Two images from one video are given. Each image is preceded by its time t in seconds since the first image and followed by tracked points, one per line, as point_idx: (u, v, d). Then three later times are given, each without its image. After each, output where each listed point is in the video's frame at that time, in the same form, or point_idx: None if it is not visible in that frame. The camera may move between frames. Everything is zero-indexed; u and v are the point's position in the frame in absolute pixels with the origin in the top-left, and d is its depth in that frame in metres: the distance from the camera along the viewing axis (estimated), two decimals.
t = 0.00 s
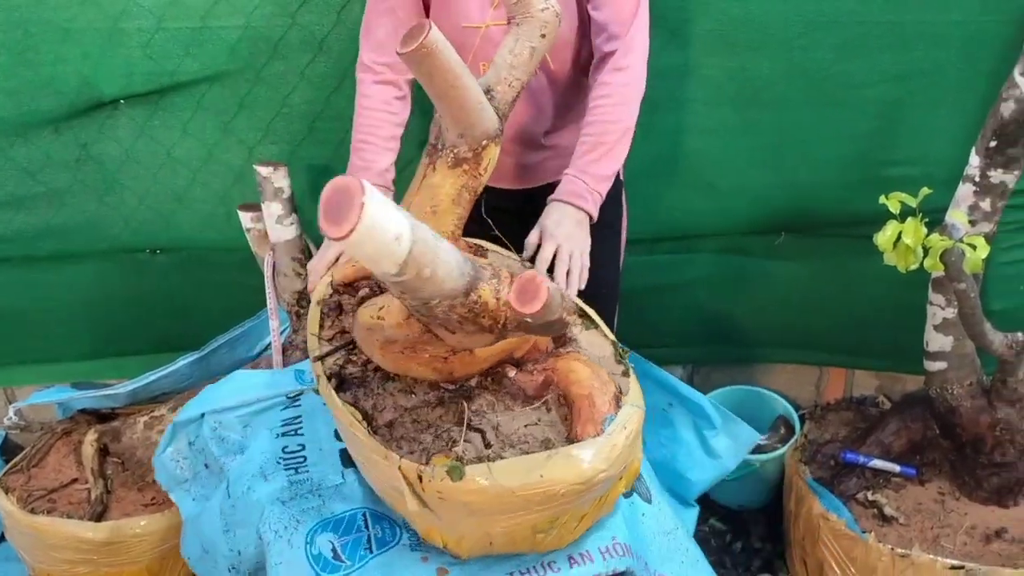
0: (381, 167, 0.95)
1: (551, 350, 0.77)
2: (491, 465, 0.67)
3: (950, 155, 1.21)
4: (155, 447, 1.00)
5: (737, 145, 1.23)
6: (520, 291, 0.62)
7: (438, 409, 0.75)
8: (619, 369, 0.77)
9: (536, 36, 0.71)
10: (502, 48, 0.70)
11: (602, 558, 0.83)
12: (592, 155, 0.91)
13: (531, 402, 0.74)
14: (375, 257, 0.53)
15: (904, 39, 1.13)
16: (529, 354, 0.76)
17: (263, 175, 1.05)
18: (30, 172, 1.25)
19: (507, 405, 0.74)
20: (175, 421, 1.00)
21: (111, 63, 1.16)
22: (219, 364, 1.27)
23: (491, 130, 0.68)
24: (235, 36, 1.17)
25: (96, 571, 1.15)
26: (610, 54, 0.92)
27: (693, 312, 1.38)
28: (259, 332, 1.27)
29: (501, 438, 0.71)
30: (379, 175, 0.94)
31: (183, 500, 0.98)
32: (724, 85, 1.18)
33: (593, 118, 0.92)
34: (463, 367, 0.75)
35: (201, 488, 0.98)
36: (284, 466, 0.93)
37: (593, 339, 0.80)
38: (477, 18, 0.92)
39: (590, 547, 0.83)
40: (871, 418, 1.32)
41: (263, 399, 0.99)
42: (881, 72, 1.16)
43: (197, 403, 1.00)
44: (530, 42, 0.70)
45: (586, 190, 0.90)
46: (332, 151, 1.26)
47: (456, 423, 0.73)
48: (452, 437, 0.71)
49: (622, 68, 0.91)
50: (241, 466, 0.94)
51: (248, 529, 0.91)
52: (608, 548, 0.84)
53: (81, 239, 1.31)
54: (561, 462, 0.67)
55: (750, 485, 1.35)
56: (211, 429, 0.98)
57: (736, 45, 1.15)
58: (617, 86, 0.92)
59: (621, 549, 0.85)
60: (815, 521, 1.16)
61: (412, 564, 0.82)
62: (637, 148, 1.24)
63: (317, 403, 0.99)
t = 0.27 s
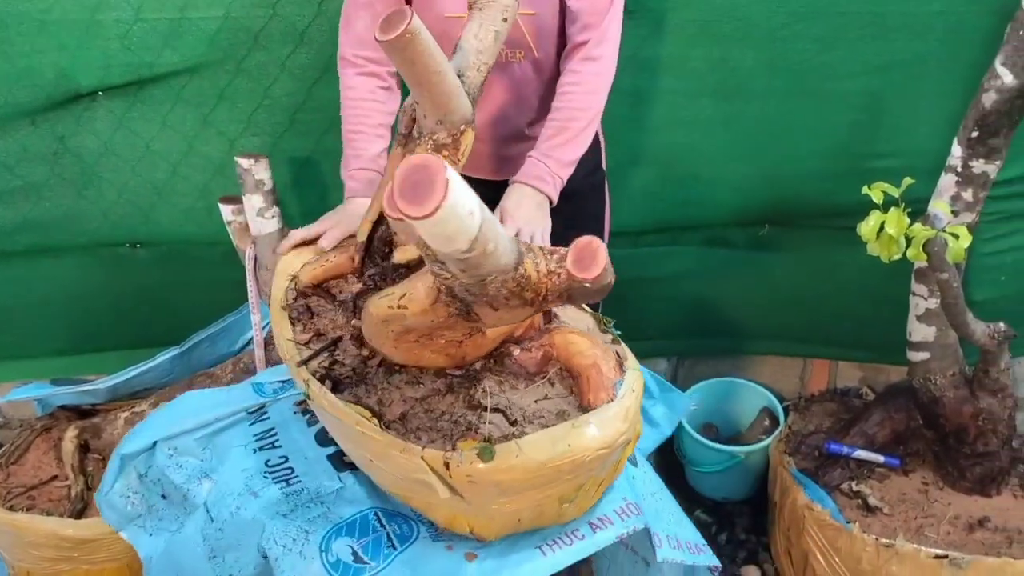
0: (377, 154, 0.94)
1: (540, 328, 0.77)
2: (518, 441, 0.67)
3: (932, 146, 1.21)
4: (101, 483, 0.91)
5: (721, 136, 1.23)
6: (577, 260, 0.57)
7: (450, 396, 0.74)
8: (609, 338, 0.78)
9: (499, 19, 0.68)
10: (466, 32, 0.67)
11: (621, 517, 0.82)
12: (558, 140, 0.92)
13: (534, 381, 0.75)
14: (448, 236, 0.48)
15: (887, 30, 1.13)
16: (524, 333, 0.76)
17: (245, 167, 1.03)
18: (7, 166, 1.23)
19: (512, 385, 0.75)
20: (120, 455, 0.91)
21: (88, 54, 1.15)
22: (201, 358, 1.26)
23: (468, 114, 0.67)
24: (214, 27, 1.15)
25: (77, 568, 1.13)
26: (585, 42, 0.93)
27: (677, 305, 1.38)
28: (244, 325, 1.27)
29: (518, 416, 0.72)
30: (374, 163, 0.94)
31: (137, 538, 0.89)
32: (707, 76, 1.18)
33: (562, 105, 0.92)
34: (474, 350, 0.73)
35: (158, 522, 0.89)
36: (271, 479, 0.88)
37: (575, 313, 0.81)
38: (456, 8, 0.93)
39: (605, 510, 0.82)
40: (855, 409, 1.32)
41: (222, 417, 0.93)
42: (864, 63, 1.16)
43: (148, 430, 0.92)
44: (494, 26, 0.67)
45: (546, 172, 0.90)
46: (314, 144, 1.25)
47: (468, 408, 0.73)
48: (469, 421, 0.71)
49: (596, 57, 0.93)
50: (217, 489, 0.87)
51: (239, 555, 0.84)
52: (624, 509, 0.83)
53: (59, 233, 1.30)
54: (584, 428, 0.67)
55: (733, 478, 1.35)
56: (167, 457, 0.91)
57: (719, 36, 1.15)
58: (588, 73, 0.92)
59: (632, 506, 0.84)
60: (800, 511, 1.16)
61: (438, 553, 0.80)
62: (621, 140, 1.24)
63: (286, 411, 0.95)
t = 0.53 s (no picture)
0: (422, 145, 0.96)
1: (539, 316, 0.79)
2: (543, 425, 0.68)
3: (929, 142, 1.21)
4: (78, 509, 0.87)
5: (718, 132, 1.23)
6: (616, 241, 0.56)
7: (464, 387, 0.75)
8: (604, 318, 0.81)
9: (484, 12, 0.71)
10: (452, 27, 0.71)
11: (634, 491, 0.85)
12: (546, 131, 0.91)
13: (542, 367, 0.76)
14: (506, 224, 0.50)
15: (884, 26, 1.13)
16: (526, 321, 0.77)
17: (240, 163, 1.04)
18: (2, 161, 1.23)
19: (521, 372, 0.76)
20: (97, 476, 0.87)
21: (84, 49, 1.14)
22: (197, 354, 1.26)
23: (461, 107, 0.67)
24: (211, 22, 1.15)
25: (72, 565, 1.13)
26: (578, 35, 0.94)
27: (674, 302, 1.38)
28: (241, 321, 1.26)
29: (533, 401, 0.73)
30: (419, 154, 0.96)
31: (122, 562, 0.86)
32: (704, 73, 1.18)
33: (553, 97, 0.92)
34: (488, 340, 0.74)
35: (144, 543, 0.87)
36: (276, 486, 0.84)
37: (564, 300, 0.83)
38: None
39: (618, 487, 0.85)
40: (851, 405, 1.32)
41: (206, 430, 0.90)
42: (862, 60, 1.16)
43: (124, 450, 0.88)
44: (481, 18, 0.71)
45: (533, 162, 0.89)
46: (310, 139, 1.25)
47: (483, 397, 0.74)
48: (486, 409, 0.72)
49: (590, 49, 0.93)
50: (210, 504, 0.84)
51: (249, 566, 0.81)
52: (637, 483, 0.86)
53: (54, 229, 1.29)
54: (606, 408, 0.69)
55: (730, 474, 1.35)
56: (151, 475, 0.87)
57: (716, 32, 1.15)
58: (579, 65, 0.93)
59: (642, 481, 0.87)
60: (797, 507, 1.16)
61: (462, 544, 0.78)
62: (618, 135, 1.23)
63: (276, 418, 0.92)
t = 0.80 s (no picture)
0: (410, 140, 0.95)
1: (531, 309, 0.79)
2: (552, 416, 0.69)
3: (921, 143, 1.21)
4: (52, 536, 0.83)
5: (710, 132, 1.22)
6: (635, 226, 0.55)
7: (469, 382, 0.74)
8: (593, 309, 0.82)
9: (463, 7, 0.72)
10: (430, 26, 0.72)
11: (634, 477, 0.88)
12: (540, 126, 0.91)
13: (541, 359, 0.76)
14: (542, 214, 0.49)
15: (876, 26, 1.13)
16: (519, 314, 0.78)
17: (229, 159, 1.03)
18: None
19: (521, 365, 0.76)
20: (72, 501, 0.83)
21: (71, 44, 1.13)
22: (183, 353, 1.24)
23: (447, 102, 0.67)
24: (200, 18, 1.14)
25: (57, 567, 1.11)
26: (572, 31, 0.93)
27: (666, 301, 1.37)
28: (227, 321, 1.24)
29: (538, 391, 0.73)
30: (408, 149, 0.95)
31: None
32: (697, 71, 1.17)
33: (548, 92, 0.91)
34: (490, 336, 0.73)
35: (123, 568, 0.82)
36: (273, 498, 0.81)
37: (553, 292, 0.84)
38: None
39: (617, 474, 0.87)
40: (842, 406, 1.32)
41: (185, 445, 0.86)
42: (854, 59, 1.16)
43: (99, 474, 0.84)
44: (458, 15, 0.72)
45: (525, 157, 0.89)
46: (299, 136, 1.24)
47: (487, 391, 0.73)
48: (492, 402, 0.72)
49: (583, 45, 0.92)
50: (199, 520, 0.80)
51: None
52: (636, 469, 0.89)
53: (41, 226, 1.28)
54: (611, 394, 0.71)
55: (721, 474, 1.35)
56: (127, 496, 0.83)
57: (708, 31, 1.15)
58: (573, 61, 0.92)
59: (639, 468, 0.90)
60: (788, 508, 1.16)
61: (474, 541, 0.78)
62: (610, 134, 1.23)
63: (261, 428, 0.89)
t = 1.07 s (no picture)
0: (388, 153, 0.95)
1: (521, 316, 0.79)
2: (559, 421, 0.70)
3: (909, 154, 1.22)
4: None
5: (700, 142, 1.22)
6: (649, 226, 0.55)
7: (471, 392, 0.74)
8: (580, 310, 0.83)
9: (442, 17, 0.71)
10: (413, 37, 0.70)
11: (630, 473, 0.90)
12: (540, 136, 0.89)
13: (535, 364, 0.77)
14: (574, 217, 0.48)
15: (864, 37, 1.14)
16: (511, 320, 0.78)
17: (217, 170, 1.02)
18: None
19: (518, 372, 0.76)
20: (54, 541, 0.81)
21: (57, 54, 1.12)
22: (172, 364, 1.23)
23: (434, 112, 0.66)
24: (187, 27, 1.13)
25: None
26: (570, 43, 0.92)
27: (656, 311, 1.37)
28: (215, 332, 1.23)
29: (540, 397, 0.74)
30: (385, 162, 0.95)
31: None
32: (685, 82, 1.18)
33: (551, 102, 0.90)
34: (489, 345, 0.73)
35: None
36: (273, 521, 0.80)
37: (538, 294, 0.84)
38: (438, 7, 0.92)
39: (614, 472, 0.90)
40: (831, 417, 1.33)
41: (169, 474, 0.85)
42: (842, 70, 1.16)
43: (82, 509, 0.82)
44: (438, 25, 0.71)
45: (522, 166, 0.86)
46: (288, 146, 1.23)
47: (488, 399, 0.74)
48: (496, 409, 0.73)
49: (582, 57, 0.90)
50: (192, 549, 0.79)
51: None
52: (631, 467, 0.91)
53: (27, 236, 1.27)
54: (612, 395, 0.73)
55: (712, 484, 1.35)
56: (114, 531, 0.81)
57: (697, 42, 1.15)
58: (575, 73, 0.90)
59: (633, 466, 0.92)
60: (778, 519, 1.16)
61: (485, 549, 0.77)
62: (600, 144, 1.23)
63: (247, 451, 0.89)
